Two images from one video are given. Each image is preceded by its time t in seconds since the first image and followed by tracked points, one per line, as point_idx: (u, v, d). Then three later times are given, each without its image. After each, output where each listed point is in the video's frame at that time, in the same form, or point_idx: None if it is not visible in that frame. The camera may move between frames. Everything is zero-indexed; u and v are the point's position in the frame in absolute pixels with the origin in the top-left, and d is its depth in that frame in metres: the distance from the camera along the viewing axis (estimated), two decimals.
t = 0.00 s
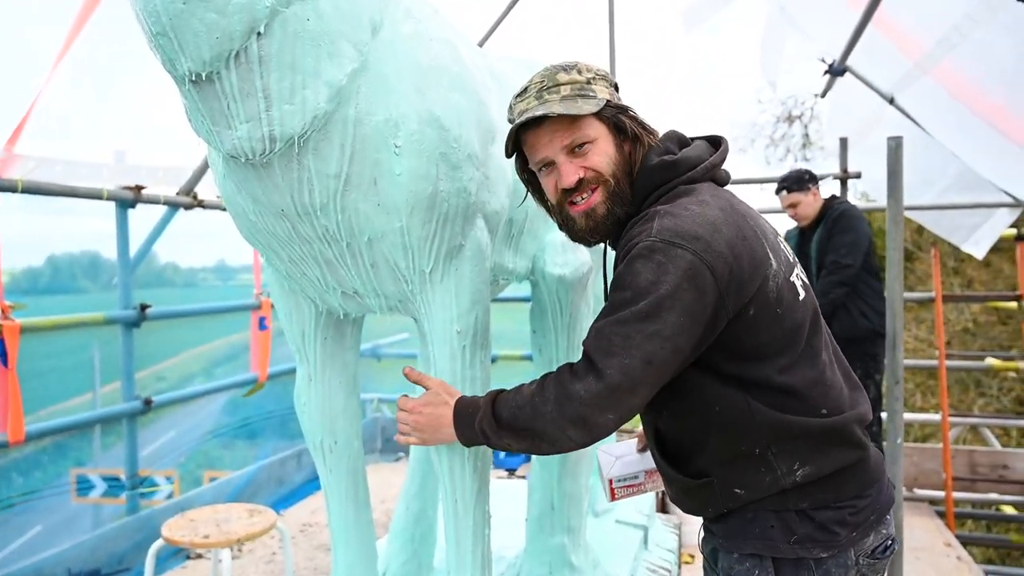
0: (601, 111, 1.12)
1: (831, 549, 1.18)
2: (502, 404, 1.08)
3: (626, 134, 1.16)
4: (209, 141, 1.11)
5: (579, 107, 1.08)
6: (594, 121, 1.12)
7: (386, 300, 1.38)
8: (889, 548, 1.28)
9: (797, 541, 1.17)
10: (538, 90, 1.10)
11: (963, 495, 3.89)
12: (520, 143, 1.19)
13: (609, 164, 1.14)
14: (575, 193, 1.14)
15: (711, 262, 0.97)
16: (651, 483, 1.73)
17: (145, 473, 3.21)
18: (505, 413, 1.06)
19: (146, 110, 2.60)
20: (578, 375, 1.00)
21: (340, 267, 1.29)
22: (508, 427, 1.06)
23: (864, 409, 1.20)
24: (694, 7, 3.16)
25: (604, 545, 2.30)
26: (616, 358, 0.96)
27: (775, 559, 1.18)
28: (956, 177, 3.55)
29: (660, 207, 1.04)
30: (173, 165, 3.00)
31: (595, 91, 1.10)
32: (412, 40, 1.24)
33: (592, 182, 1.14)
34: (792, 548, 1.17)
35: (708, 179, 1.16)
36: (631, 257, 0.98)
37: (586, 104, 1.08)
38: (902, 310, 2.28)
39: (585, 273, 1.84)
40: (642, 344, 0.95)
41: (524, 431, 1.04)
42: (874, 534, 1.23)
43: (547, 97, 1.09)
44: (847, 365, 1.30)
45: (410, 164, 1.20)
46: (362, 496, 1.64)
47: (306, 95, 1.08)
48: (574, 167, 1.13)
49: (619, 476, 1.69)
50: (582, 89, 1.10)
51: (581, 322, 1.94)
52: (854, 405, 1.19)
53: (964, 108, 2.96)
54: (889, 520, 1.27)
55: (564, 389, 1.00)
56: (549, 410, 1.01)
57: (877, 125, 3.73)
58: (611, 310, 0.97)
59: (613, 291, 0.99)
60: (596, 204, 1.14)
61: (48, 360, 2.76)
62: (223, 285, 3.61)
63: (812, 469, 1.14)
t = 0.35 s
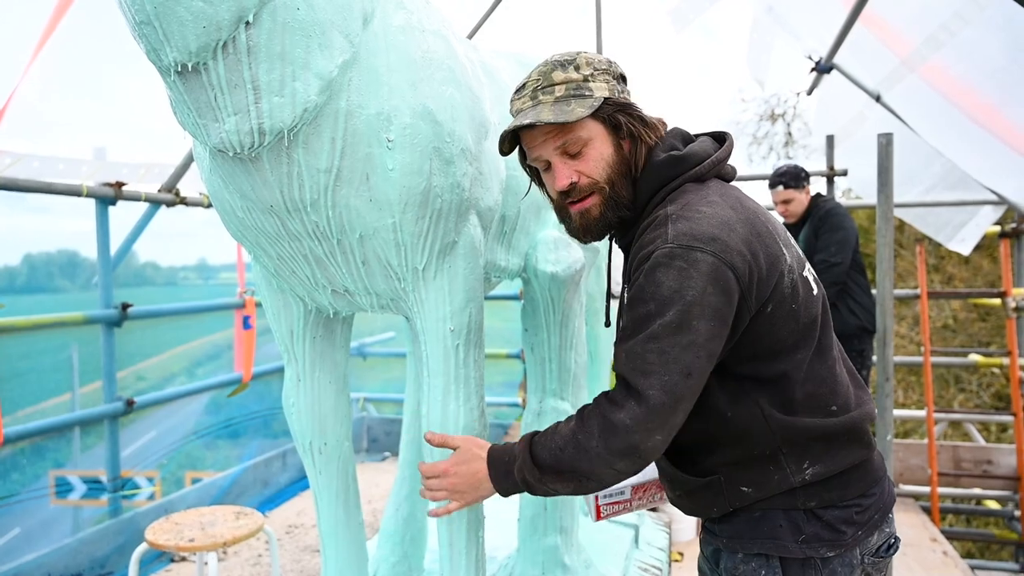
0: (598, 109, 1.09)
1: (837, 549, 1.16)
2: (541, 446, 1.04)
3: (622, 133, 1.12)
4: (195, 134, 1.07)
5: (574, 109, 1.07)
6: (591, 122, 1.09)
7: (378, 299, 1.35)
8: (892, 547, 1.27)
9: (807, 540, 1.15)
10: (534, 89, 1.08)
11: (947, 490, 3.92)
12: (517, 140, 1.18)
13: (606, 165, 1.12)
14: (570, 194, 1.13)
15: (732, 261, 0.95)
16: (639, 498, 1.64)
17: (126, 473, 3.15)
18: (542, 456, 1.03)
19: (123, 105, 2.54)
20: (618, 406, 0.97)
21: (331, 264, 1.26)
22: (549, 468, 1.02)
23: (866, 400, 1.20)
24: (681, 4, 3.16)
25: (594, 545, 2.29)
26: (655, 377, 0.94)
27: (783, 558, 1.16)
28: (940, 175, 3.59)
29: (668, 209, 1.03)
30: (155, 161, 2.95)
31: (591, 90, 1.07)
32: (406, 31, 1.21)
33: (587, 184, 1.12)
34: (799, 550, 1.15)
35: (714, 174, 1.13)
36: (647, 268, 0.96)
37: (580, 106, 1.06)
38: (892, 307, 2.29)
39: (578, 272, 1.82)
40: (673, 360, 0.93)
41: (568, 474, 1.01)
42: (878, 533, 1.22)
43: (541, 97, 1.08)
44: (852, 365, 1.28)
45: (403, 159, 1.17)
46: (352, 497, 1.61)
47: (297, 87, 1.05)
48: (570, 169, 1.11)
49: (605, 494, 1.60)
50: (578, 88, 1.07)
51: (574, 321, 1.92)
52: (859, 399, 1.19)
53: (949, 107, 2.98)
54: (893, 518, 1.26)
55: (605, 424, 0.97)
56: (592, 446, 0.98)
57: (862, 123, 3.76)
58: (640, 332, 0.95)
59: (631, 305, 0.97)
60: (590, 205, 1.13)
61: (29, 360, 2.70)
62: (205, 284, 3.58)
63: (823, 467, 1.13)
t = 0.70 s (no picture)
0: (589, 113, 1.07)
1: (840, 552, 1.16)
2: (721, 483, 0.97)
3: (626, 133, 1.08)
4: (173, 131, 1.04)
5: (554, 118, 1.07)
6: (582, 128, 1.08)
7: (362, 300, 1.32)
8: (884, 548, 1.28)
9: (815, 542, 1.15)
10: (529, 90, 1.11)
11: (926, 488, 3.96)
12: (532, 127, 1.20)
13: (599, 170, 1.11)
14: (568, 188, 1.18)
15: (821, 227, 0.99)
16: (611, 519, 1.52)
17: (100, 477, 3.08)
18: (728, 489, 0.96)
19: (113, 105, 2.55)
20: (798, 408, 0.92)
21: (313, 264, 1.23)
22: (737, 499, 0.96)
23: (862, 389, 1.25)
24: (662, 6, 3.17)
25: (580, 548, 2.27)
26: (821, 358, 0.92)
27: (791, 564, 1.15)
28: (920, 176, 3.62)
29: (722, 192, 1.03)
30: (132, 159, 2.88)
31: (577, 99, 1.05)
32: (391, 26, 1.18)
33: (581, 181, 1.14)
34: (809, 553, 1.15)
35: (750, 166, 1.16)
36: (749, 255, 0.94)
37: (559, 118, 1.06)
38: (875, 307, 2.30)
39: (565, 273, 1.80)
40: (822, 338, 0.92)
41: (774, 499, 0.95)
42: (874, 535, 1.22)
43: (531, 100, 1.10)
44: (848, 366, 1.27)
45: (388, 158, 1.14)
46: (334, 504, 1.57)
47: (278, 83, 1.02)
48: (565, 167, 1.14)
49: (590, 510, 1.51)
50: (566, 93, 1.07)
51: (559, 321, 1.91)
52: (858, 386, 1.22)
53: (929, 108, 3.01)
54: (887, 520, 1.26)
55: (797, 433, 0.92)
56: (794, 460, 0.93)
57: (842, 123, 3.79)
58: (790, 327, 0.91)
59: (749, 301, 0.93)
60: (583, 200, 1.16)
61: None
62: (183, 284, 3.52)
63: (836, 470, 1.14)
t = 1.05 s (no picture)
0: (600, 114, 1.10)
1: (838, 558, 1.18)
2: (829, 509, 0.94)
3: (645, 134, 1.10)
4: (150, 128, 1.01)
5: (561, 120, 1.10)
6: (595, 127, 1.11)
7: (346, 302, 1.29)
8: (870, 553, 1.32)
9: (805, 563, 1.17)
10: (537, 87, 1.14)
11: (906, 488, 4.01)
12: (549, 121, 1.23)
13: (612, 169, 1.14)
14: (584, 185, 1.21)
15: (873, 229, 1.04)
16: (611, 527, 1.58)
17: (74, 482, 3.01)
18: (834, 515, 0.94)
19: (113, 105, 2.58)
20: (895, 414, 0.94)
21: (296, 265, 1.20)
22: (843, 528, 0.94)
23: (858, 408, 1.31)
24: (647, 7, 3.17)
25: (565, 551, 2.26)
26: (911, 362, 0.94)
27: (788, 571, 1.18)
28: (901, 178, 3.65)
29: (769, 199, 1.07)
30: (109, 157, 2.83)
31: (584, 99, 1.08)
32: (376, 22, 1.15)
33: (598, 179, 1.17)
34: None
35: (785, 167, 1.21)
36: (821, 259, 0.97)
37: (567, 120, 1.09)
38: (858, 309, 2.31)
39: (552, 274, 1.78)
40: (903, 339, 0.95)
41: (882, 516, 0.94)
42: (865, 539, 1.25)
43: (540, 99, 1.13)
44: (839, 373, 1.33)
45: (373, 157, 1.12)
46: (316, 510, 1.54)
47: (260, 79, 0.99)
48: (580, 166, 1.17)
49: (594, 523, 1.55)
50: (573, 93, 1.09)
51: (545, 324, 1.89)
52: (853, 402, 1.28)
53: (910, 112, 3.03)
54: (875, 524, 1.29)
55: (900, 439, 0.92)
56: (901, 469, 0.92)
57: (823, 126, 3.82)
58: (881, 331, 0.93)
59: (830, 307, 0.95)
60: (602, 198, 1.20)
61: None
62: (160, 285, 3.46)
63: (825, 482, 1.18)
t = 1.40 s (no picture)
0: (619, 144, 1.14)
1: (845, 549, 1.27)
2: (877, 478, 1.04)
3: (664, 160, 1.15)
4: (145, 123, 0.99)
5: (582, 150, 1.13)
6: (614, 158, 1.15)
7: (343, 302, 1.28)
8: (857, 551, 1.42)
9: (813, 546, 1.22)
10: (555, 120, 1.17)
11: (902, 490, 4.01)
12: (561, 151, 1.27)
13: (631, 197, 1.18)
14: (602, 215, 1.24)
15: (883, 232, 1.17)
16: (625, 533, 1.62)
17: (67, 482, 2.99)
18: (879, 483, 1.04)
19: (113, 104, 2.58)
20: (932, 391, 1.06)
21: (293, 264, 1.18)
22: (890, 492, 1.05)
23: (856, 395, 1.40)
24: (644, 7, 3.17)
25: (563, 553, 2.25)
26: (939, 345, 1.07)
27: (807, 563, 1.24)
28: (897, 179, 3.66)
29: (799, 208, 1.17)
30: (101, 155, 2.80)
31: (603, 130, 1.12)
32: (374, 17, 1.14)
33: (615, 208, 1.21)
34: (802, 557, 1.23)
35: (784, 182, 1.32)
36: (863, 262, 1.07)
37: (587, 149, 1.13)
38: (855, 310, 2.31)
39: (551, 274, 1.76)
40: (929, 325, 1.08)
41: (918, 479, 1.05)
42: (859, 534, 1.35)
43: (559, 132, 1.17)
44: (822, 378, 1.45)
45: (371, 153, 1.11)
46: (311, 512, 1.52)
47: (257, 74, 0.97)
48: (597, 196, 1.21)
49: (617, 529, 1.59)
50: (592, 125, 1.13)
51: (543, 324, 1.87)
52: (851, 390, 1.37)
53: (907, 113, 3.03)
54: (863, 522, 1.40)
55: (938, 412, 1.04)
56: (938, 437, 1.04)
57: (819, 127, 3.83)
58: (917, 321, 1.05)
59: (874, 304, 1.06)
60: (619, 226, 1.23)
61: None
62: (153, 285, 3.44)
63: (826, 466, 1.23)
